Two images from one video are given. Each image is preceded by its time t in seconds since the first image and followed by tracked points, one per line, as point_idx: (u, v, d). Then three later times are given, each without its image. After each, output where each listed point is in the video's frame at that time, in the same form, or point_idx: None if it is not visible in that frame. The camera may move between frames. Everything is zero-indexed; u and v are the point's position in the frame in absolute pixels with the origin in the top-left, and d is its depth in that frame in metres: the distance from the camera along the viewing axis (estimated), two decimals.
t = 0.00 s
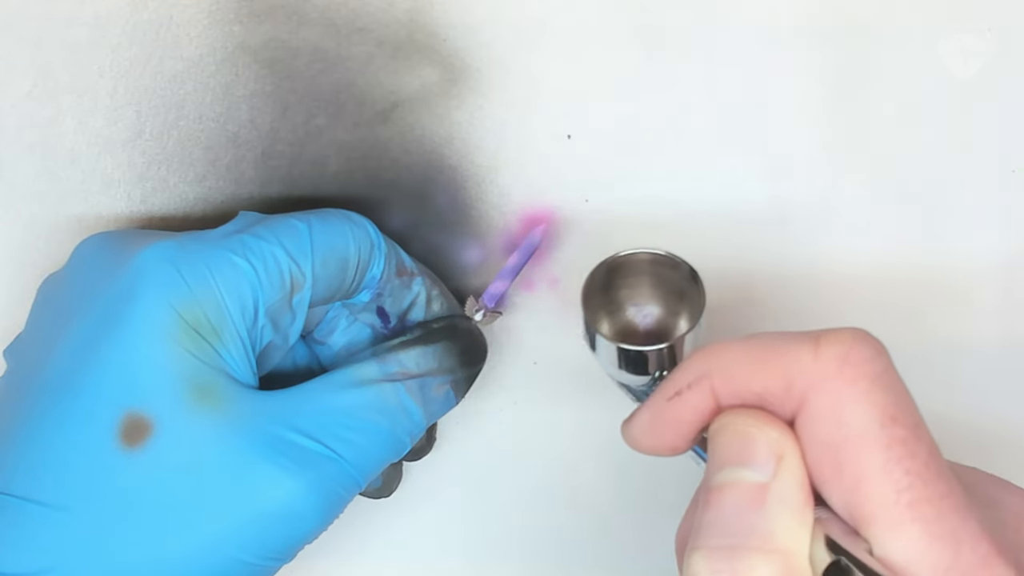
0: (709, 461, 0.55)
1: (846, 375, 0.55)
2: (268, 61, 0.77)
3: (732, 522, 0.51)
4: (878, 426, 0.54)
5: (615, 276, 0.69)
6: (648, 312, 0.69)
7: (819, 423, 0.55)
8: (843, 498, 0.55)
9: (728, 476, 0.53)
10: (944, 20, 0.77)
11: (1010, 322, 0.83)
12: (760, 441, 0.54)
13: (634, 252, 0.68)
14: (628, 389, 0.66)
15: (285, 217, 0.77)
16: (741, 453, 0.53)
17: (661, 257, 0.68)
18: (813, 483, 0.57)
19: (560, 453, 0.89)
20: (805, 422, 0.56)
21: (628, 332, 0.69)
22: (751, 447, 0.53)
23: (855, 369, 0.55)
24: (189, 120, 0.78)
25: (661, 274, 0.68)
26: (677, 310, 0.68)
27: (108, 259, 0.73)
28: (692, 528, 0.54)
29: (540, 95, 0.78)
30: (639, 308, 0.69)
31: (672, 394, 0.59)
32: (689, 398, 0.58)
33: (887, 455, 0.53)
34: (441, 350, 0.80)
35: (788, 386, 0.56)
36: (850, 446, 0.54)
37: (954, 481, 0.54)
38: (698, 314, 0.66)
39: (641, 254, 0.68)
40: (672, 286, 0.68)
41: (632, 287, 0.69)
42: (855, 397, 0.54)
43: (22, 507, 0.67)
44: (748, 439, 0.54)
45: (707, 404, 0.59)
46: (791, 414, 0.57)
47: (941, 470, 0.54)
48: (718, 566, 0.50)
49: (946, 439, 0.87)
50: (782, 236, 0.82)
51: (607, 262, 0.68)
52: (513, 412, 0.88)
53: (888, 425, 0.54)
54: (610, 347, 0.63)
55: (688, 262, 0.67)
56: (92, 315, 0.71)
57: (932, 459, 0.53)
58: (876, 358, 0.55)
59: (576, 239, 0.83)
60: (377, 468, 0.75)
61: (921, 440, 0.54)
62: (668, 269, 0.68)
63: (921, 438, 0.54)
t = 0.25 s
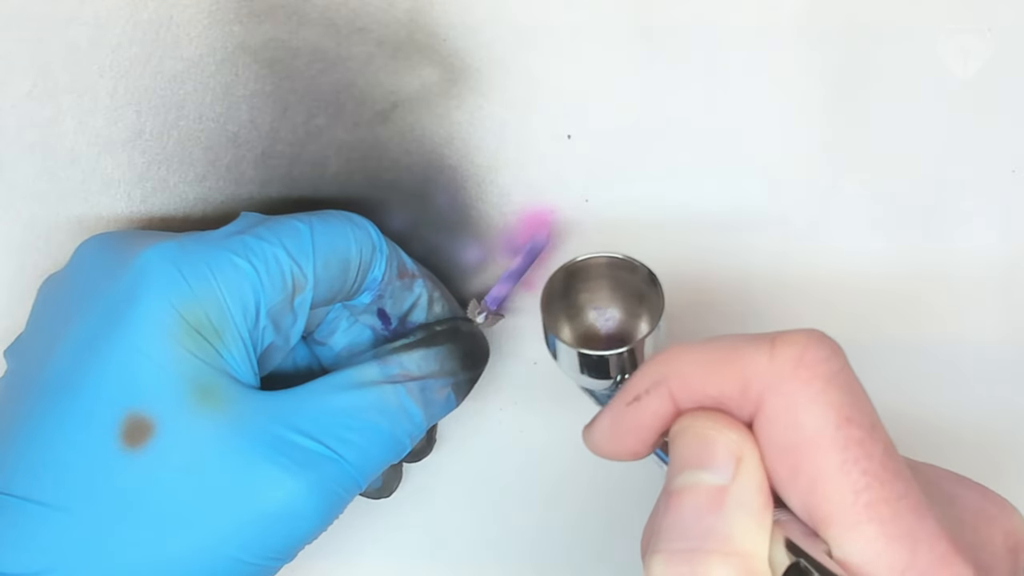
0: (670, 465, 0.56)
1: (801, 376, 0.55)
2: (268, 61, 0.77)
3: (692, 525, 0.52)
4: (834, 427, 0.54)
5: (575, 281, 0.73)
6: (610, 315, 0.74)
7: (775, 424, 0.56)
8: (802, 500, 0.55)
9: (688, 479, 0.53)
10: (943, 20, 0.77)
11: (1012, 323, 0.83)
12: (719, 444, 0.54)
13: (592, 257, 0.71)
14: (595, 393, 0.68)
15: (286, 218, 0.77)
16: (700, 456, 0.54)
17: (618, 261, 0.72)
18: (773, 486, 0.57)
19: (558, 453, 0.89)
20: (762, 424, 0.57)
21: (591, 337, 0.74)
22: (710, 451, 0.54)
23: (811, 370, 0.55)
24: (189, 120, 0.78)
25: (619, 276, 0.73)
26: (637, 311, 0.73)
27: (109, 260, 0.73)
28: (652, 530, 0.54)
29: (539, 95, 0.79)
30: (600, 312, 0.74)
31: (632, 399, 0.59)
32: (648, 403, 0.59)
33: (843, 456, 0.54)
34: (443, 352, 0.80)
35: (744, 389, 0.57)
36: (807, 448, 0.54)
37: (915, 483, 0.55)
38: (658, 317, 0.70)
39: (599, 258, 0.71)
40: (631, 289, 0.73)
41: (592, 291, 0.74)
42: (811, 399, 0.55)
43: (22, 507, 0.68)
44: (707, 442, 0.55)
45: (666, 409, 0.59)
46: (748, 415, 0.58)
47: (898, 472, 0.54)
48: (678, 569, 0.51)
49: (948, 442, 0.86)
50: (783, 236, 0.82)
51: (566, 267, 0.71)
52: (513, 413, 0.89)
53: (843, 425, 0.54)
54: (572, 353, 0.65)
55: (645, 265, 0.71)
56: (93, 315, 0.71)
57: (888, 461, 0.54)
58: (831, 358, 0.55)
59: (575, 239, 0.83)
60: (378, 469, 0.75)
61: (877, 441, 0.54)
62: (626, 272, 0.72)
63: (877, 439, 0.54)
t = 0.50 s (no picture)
0: (668, 471, 0.56)
1: (799, 382, 0.55)
2: (268, 61, 0.77)
3: (690, 532, 0.53)
4: (832, 433, 0.54)
5: (573, 285, 0.73)
6: (607, 319, 0.74)
7: (773, 432, 0.56)
8: (801, 506, 0.55)
9: (687, 486, 0.54)
10: (944, 20, 0.77)
11: (1014, 324, 0.83)
12: (716, 450, 0.55)
13: (589, 261, 0.71)
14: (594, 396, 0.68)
15: (286, 218, 0.77)
16: (699, 461, 0.54)
17: (616, 265, 0.71)
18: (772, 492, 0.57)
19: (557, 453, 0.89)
20: (760, 430, 0.57)
21: (588, 341, 0.75)
22: (708, 457, 0.54)
23: (809, 376, 0.55)
24: (189, 120, 0.78)
25: (617, 281, 0.73)
26: (634, 316, 0.73)
27: (108, 260, 0.73)
28: (651, 536, 0.55)
29: (539, 95, 0.79)
30: (597, 316, 0.74)
31: (631, 407, 0.60)
32: (647, 410, 0.60)
33: (842, 462, 0.53)
34: (443, 353, 0.80)
35: (742, 396, 0.57)
36: (805, 454, 0.54)
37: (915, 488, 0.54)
38: (655, 322, 0.70)
39: (597, 263, 0.71)
40: (629, 293, 0.73)
41: (590, 295, 0.74)
42: (809, 405, 0.54)
43: (22, 506, 0.68)
44: (706, 449, 0.55)
45: (665, 415, 0.60)
46: (747, 421, 0.58)
47: (897, 478, 0.53)
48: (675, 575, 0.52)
49: (944, 445, 0.86)
50: (783, 236, 0.82)
51: (563, 272, 0.71)
52: (513, 413, 0.89)
53: (842, 431, 0.54)
54: (569, 358, 0.65)
55: (643, 270, 0.71)
56: (93, 315, 0.71)
57: (888, 466, 0.53)
58: (829, 364, 0.55)
59: (575, 240, 0.83)
60: (378, 469, 0.75)
61: (876, 446, 0.54)
62: (624, 276, 0.72)
63: (875, 444, 0.54)
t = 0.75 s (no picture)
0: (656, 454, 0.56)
1: (785, 365, 0.55)
2: (268, 61, 0.77)
3: (677, 513, 0.53)
4: (817, 414, 0.54)
5: (564, 276, 0.73)
6: (597, 309, 0.75)
7: (759, 411, 0.56)
8: (785, 485, 0.55)
9: (674, 468, 0.54)
10: (943, 20, 0.77)
11: (1014, 323, 0.84)
12: (703, 434, 0.55)
13: (579, 253, 0.72)
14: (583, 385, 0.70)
15: (286, 219, 0.77)
16: (685, 445, 0.55)
17: (606, 256, 0.72)
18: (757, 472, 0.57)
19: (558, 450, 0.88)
20: (746, 412, 0.57)
21: (579, 330, 0.74)
22: (693, 441, 0.55)
23: (795, 359, 0.55)
24: (189, 120, 0.78)
25: (606, 272, 0.73)
26: (624, 306, 0.74)
27: (108, 260, 0.73)
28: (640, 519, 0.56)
29: (539, 95, 0.79)
30: (588, 307, 0.75)
31: (618, 384, 0.60)
32: (634, 388, 0.59)
33: (825, 442, 0.54)
34: (443, 354, 0.80)
35: (730, 377, 0.57)
36: (789, 433, 0.54)
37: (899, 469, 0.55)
38: (643, 311, 0.70)
39: (586, 253, 0.72)
40: (619, 283, 0.73)
41: (580, 286, 0.74)
42: (794, 386, 0.55)
43: (22, 507, 0.68)
44: (691, 432, 0.55)
45: (651, 394, 0.59)
46: (734, 404, 0.58)
47: (881, 459, 0.54)
48: (664, 557, 0.52)
49: (929, 431, 0.87)
50: (783, 235, 0.82)
51: (553, 263, 0.71)
52: (514, 413, 0.88)
53: (827, 413, 0.54)
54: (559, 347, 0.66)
55: (631, 260, 0.71)
56: (93, 315, 0.71)
57: (872, 448, 0.54)
58: (816, 349, 0.56)
59: (575, 239, 0.83)
60: (378, 470, 0.75)
61: (860, 428, 0.54)
62: (613, 267, 0.72)
63: (859, 426, 0.54)
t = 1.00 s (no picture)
0: (645, 451, 0.57)
1: (772, 360, 0.56)
2: (268, 61, 0.77)
3: (665, 509, 0.53)
4: (804, 409, 0.55)
5: (554, 274, 0.73)
6: (589, 307, 0.74)
7: (749, 407, 0.56)
8: (772, 481, 0.56)
9: (662, 464, 0.55)
10: (943, 20, 0.77)
11: (1013, 323, 0.84)
12: (692, 429, 0.55)
13: (567, 252, 0.71)
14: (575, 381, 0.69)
15: (286, 220, 0.77)
16: (674, 441, 0.55)
17: (595, 253, 0.72)
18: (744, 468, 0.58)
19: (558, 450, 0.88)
20: (734, 408, 0.57)
21: (570, 328, 0.74)
22: (683, 437, 0.55)
23: (781, 354, 0.56)
24: (189, 120, 0.78)
25: (596, 269, 0.73)
26: (615, 304, 0.74)
27: (108, 260, 0.73)
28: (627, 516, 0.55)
29: (539, 95, 0.78)
30: (580, 305, 0.74)
31: (610, 386, 0.60)
32: (626, 389, 0.60)
33: (812, 438, 0.54)
34: (444, 357, 0.81)
35: (718, 373, 0.58)
36: (777, 429, 0.55)
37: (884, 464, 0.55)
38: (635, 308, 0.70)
39: (575, 252, 0.71)
40: (608, 281, 0.73)
41: (571, 284, 0.74)
42: (781, 381, 0.55)
43: (22, 507, 0.68)
44: (681, 428, 0.56)
45: (644, 395, 0.60)
46: (721, 400, 0.59)
47: (868, 454, 0.55)
48: (651, 553, 0.52)
49: (917, 426, 0.88)
50: (783, 235, 0.82)
51: (543, 262, 0.72)
52: (513, 413, 0.88)
53: (814, 408, 0.55)
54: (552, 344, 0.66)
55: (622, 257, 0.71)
56: (93, 315, 0.72)
57: (858, 442, 0.54)
58: (802, 343, 0.56)
59: (574, 239, 0.83)
60: (378, 472, 0.76)
61: (846, 423, 0.55)
62: (603, 265, 0.72)
63: (846, 421, 0.55)
